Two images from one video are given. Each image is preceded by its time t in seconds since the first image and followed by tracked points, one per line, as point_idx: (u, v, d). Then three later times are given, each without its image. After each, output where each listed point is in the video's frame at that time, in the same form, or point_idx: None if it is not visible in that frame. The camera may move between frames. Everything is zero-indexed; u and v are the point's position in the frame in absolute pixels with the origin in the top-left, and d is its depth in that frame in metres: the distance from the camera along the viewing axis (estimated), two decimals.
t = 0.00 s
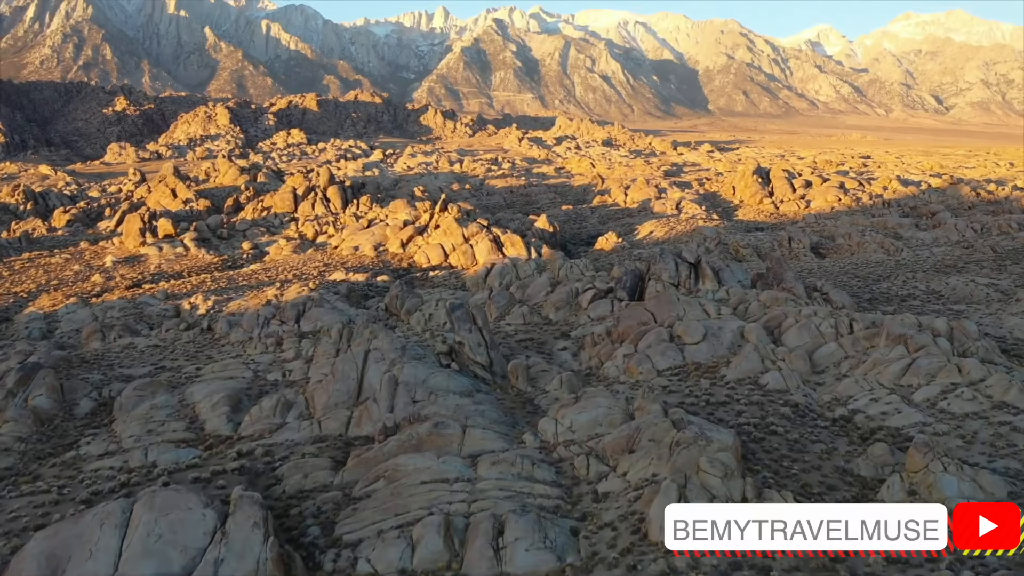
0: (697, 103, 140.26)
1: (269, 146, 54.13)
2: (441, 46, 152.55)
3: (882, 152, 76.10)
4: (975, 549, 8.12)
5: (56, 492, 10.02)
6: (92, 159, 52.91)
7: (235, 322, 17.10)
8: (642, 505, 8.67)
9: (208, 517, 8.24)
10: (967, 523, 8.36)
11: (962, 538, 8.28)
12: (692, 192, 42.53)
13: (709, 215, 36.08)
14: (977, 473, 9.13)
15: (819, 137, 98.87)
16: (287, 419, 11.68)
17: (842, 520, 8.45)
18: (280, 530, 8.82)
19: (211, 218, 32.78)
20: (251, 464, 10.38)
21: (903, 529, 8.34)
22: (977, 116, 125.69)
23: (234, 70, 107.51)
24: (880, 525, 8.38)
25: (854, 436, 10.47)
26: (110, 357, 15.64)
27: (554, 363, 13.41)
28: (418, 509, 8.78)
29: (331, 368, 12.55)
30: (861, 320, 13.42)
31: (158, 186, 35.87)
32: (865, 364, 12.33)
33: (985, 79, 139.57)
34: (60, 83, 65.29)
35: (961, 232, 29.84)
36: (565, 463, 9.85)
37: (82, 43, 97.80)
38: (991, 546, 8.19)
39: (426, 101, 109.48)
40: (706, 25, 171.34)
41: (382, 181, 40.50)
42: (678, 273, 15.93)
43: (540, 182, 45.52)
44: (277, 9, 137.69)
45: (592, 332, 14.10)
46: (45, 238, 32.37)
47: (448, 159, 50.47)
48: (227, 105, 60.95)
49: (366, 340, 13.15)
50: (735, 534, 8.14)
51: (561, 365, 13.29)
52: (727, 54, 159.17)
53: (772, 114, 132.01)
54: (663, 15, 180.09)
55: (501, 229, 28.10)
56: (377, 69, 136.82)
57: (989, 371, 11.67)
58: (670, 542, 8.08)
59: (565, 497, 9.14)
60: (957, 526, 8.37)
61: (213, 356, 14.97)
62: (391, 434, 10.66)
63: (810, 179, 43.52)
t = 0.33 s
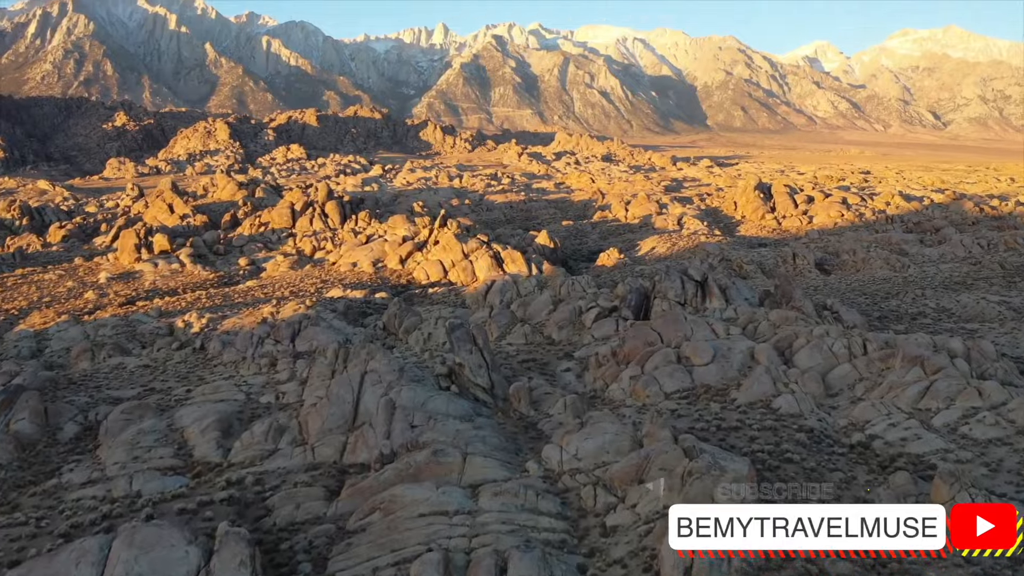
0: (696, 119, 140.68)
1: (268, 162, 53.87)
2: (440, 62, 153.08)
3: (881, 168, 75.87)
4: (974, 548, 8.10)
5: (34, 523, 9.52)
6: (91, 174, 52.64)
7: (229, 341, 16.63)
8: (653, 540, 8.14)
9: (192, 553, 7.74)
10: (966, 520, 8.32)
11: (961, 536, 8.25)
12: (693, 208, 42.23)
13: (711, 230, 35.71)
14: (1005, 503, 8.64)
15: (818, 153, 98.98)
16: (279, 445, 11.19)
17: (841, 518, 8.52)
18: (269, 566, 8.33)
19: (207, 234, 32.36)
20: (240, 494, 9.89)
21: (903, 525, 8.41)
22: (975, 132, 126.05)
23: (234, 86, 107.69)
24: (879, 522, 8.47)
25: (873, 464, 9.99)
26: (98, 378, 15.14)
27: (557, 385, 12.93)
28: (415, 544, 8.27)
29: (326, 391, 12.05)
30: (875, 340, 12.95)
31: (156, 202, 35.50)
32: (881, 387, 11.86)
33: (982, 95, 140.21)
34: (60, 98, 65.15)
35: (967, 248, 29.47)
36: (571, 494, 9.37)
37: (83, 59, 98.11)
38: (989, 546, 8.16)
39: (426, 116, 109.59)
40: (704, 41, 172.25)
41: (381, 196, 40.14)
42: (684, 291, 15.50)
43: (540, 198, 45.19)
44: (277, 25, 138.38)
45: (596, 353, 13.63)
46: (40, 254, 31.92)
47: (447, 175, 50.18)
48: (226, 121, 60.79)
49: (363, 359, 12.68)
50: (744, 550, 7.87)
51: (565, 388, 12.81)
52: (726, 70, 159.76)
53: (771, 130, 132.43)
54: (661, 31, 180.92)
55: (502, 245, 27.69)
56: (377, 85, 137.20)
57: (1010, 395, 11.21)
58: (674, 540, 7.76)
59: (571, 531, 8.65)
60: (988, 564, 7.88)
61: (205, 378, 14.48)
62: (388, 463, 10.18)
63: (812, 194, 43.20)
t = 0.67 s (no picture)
0: (694, 136, 141.13)
1: (268, 178, 53.54)
2: (440, 80, 153.60)
3: (881, 185, 75.57)
4: (958, 544, 8.27)
5: (6, 561, 8.94)
6: (90, 191, 52.27)
7: (221, 362, 16.08)
8: None
9: None
10: (948, 521, 8.63)
11: (945, 534, 8.51)
12: (695, 225, 41.87)
13: (713, 248, 35.31)
14: None
15: (817, 170, 98.98)
16: (270, 475, 10.64)
17: (844, 518, 8.91)
18: None
19: (203, 252, 31.88)
20: (227, 529, 9.33)
21: (895, 525, 8.81)
22: (973, 149, 126.40)
23: (234, 103, 107.89)
24: (877, 522, 8.82)
25: (897, 498, 9.44)
26: (84, 402, 14.57)
27: (562, 411, 12.39)
28: None
29: (320, 417, 11.52)
30: (892, 363, 12.41)
31: (152, 219, 35.06)
32: (901, 413, 11.31)
33: (979, 112, 140.84)
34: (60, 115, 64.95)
35: (975, 266, 29.03)
36: (578, 530, 8.82)
37: (84, 76, 98.26)
38: (970, 543, 8.16)
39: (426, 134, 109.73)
40: (702, 60, 173.09)
41: (381, 213, 39.75)
42: (691, 312, 14.94)
43: (541, 215, 44.80)
44: (278, 43, 138.89)
45: (602, 377, 13.11)
46: (33, 272, 31.42)
47: (446, 192, 49.84)
48: (226, 138, 60.57)
49: (359, 384, 12.18)
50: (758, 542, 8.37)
51: (569, 413, 12.27)
52: (724, 88, 160.31)
53: (769, 147, 132.87)
54: (659, 50, 181.65)
55: (502, 263, 27.23)
56: (377, 102, 137.57)
57: None
58: (701, 537, 8.08)
59: (579, 571, 8.11)
60: None
61: (195, 402, 13.94)
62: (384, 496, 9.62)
63: (815, 211, 42.86)
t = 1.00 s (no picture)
0: (693, 152, 141.49)
1: (267, 194, 53.24)
2: (440, 96, 154.00)
3: (881, 200, 75.33)
4: (956, 544, 8.50)
5: None
6: (89, 207, 51.93)
7: (213, 382, 15.59)
8: None
9: None
10: (947, 521, 8.79)
11: (944, 534, 8.70)
12: (697, 241, 41.54)
13: (716, 264, 34.93)
14: None
15: (816, 185, 98.94)
16: (260, 504, 10.13)
17: (843, 518, 9.12)
18: None
19: (199, 268, 31.45)
20: (214, 563, 8.83)
21: (895, 524, 8.98)
22: (971, 165, 126.74)
23: (235, 119, 107.98)
24: (876, 522, 9.01)
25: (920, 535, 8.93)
26: (70, 424, 14.06)
27: (566, 434, 11.91)
28: None
29: (314, 442, 11.03)
30: (909, 386, 11.92)
31: (149, 234, 34.65)
32: (920, 438, 10.80)
33: (977, 128, 141.39)
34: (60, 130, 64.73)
35: (982, 282, 28.66)
36: (585, 564, 8.37)
37: (85, 92, 98.35)
38: (968, 543, 8.50)
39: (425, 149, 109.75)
40: (701, 77, 173.82)
41: (380, 229, 39.40)
42: (699, 331, 14.41)
43: (541, 230, 44.44)
44: (279, 59, 139.30)
45: (607, 399, 12.64)
46: (28, 288, 30.95)
47: (446, 207, 49.52)
48: (226, 153, 60.33)
49: (356, 407, 11.73)
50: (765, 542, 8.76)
51: (573, 437, 11.79)
52: (722, 104, 160.77)
53: (768, 163, 133.18)
54: (658, 66, 182.26)
55: (502, 279, 26.82)
56: (377, 118, 137.86)
57: None
58: (701, 536, 8.31)
59: None
60: None
61: (184, 425, 13.42)
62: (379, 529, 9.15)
63: (817, 227, 42.55)
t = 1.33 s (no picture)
0: (692, 169, 141.66)
1: (266, 210, 52.83)
2: (439, 114, 154.30)
3: (881, 217, 74.96)
4: (957, 545, 8.84)
5: None
6: (87, 223, 51.50)
7: (203, 405, 15.03)
8: None
9: None
10: (947, 521, 9.02)
11: (945, 534, 8.98)
12: (698, 258, 41.11)
13: (719, 281, 34.48)
14: None
15: (815, 202, 98.73)
16: (248, 538, 9.56)
17: (843, 517, 9.17)
18: None
19: (195, 285, 30.94)
20: None
21: (895, 524, 9.11)
22: (968, 182, 126.91)
23: (235, 136, 107.99)
24: (876, 521, 9.12)
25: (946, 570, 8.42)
26: (53, 450, 13.49)
27: (571, 462, 11.35)
28: None
29: (306, 470, 10.47)
30: (929, 410, 11.38)
31: (145, 251, 34.18)
32: (943, 467, 10.21)
33: (974, 145, 141.78)
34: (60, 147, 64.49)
35: (991, 300, 28.21)
36: None
37: (85, 109, 98.45)
38: (968, 543, 8.81)
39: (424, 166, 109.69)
40: (699, 95, 174.46)
41: (379, 246, 38.99)
42: (708, 352, 13.81)
43: (541, 247, 43.99)
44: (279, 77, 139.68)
45: (614, 423, 12.08)
46: (21, 306, 30.44)
47: (445, 223, 49.12)
48: (225, 170, 60.00)
49: (351, 433, 11.20)
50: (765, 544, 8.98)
51: (579, 465, 11.25)
52: (721, 122, 161.24)
53: (767, 180, 133.29)
54: (657, 84, 182.78)
55: (502, 297, 26.33)
56: (376, 135, 138.06)
57: None
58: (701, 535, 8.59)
59: None
60: None
61: (172, 451, 12.86)
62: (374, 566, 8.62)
63: (820, 244, 42.14)
